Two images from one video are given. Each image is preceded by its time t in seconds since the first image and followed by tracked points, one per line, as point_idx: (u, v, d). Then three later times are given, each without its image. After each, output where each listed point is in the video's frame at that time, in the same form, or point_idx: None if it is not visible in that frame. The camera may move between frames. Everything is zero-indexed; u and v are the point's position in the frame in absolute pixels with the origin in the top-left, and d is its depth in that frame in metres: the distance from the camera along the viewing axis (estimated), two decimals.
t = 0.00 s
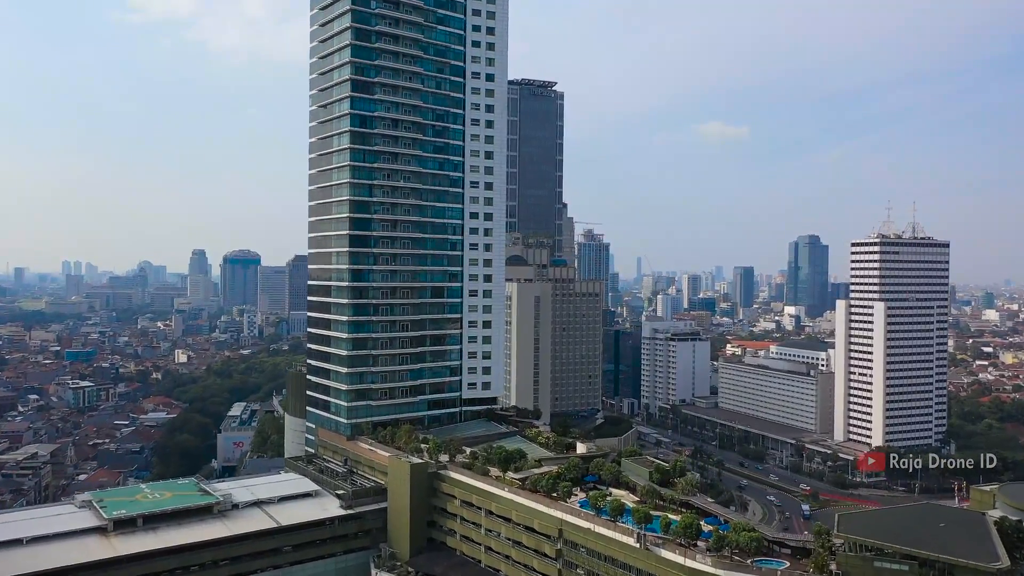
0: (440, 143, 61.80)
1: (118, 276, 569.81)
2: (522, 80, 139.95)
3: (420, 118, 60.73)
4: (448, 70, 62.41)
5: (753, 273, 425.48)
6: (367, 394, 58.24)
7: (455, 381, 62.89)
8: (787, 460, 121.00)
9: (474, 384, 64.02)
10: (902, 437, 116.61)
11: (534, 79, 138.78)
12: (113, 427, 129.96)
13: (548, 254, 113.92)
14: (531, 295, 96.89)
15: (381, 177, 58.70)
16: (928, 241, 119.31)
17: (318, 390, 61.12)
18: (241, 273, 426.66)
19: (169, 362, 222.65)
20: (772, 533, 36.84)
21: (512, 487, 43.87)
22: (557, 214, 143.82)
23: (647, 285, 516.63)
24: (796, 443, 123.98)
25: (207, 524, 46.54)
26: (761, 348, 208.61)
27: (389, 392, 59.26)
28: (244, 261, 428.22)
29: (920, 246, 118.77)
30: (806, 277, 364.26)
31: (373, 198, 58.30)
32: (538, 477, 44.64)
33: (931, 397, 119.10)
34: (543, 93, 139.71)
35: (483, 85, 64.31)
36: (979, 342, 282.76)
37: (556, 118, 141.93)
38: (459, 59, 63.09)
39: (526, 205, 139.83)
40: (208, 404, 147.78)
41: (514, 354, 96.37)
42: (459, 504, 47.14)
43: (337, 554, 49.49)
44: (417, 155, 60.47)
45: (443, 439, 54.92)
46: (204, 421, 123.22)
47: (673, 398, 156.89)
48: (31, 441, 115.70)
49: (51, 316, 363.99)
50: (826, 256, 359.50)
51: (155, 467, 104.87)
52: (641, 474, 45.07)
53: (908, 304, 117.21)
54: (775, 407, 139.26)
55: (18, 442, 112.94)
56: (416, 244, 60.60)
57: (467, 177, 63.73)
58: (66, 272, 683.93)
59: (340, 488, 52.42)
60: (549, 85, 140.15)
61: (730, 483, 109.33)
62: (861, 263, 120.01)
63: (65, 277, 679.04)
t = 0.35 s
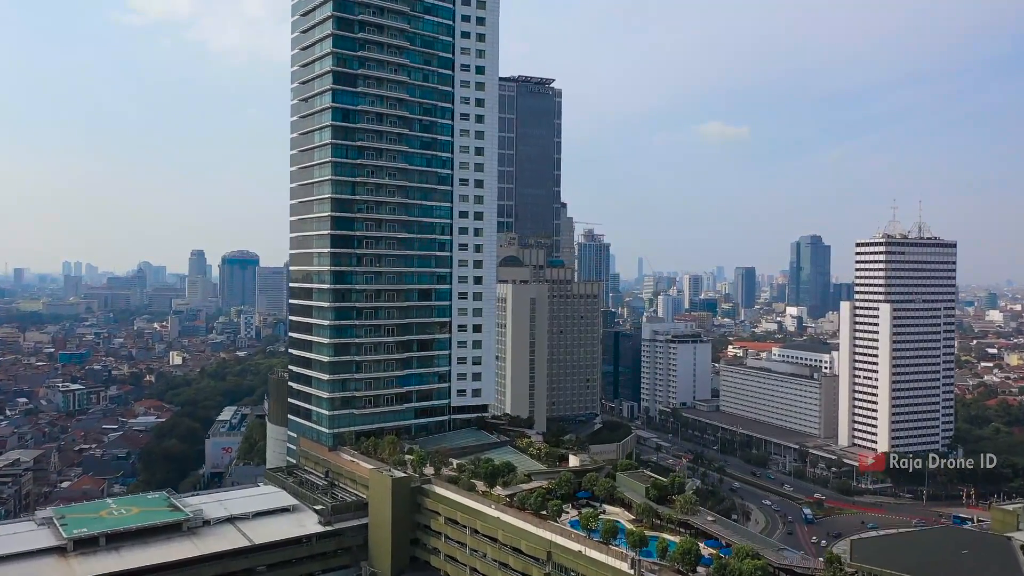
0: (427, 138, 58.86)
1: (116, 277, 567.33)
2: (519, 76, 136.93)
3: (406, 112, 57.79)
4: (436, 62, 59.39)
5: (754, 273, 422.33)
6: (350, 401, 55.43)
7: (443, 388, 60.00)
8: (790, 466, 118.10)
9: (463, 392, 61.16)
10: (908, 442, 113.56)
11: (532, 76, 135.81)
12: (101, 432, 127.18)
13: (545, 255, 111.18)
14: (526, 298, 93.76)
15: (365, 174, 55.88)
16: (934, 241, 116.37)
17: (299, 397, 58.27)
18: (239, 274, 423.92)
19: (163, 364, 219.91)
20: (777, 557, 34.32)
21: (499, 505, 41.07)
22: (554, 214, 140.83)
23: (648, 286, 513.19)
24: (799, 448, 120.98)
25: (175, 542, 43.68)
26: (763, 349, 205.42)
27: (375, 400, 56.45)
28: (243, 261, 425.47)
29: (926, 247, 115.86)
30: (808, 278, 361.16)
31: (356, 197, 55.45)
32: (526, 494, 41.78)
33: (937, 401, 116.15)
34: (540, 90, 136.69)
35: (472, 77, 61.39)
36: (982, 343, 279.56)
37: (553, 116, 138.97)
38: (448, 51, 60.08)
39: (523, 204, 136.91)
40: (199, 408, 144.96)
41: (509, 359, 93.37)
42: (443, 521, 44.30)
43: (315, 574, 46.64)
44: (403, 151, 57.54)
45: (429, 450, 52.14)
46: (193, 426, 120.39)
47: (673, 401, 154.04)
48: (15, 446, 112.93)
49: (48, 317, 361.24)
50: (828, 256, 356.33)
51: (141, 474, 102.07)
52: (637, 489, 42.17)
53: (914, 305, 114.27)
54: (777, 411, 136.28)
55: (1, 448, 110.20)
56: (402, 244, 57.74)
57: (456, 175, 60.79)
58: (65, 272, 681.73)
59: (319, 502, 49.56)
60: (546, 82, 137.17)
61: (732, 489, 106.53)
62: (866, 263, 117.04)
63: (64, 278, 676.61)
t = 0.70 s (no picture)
0: (412, 133, 56.01)
1: (116, 277, 565.03)
2: (516, 73, 134.14)
3: (390, 105, 54.90)
4: (421, 52, 56.46)
5: (757, 273, 418.74)
6: (330, 410, 52.60)
7: (429, 395, 57.17)
8: (793, 472, 115.25)
9: (451, 399, 58.42)
10: (914, 447, 110.55)
11: (529, 72, 133.02)
12: (89, 436, 124.45)
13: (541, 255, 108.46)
14: (521, 300, 90.95)
15: (345, 170, 53.07)
16: (941, 242, 113.43)
17: (277, 405, 55.39)
18: (238, 274, 421.23)
19: (158, 366, 217.18)
20: None
21: (481, 524, 38.20)
22: (552, 213, 138.00)
23: (650, 286, 509.98)
24: (802, 453, 118.07)
25: (136, 563, 40.85)
26: (766, 351, 202.37)
27: (356, 408, 53.60)
28: (241, 262, 422.75)
29: (932, 247, 112.89)
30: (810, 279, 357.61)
31: (335, 194, 52.61)
32: (510, 512, 38.88)
33: (944, 405, 113.19)
34: (536, 87, 133.81)
35: (460, 69, 58.62)
36: (988, 345, 275.86)
37: (550, 113, 136.01)
38: (434, 41, 57.19)
39: (520, 203, 133.96)
40: (190, 412, 142.22)
41: (502, 362, 90.58)
42: (423, 541, 41.44)
43: None
44: (385, 146, 54.64)
45: (412, 462, 49.27)
46: (182, 431, 117.64)
47: (674, 404, 151.23)
48: None
49: (45, 318, 358.78)
50: (831, 256, 352.79)
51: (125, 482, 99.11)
52: (630, 508, 39.25)
53: (920, 307, 111.24)
54: (780, 415, 133.37)
55: None
56: (385, 244, 54.80)
57: (442, 171, 57.96)
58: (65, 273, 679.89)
59: (293, 519, 46.64)
60: (544, 78, 134.37)
61: (734, 496, 103.57)
62: (871, 264, 114.01)
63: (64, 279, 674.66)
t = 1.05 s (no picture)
0: (393, 127, 53.03)
1: (114, 278, 562.73)
2: (511, 69, 131.33)
3: (369, 98, 51.97)
4: (402, 42, 53.47)
5: (758, 274, 415.67)
6: (304, 420, 49.74)
7: (411, 404, 54.23)
8: (795, 477, 112.30)
9: (434, 408, 55.37)
10: (919, 453, 107.39)
11: (524, 68, 130.24)
12: (74, 440, 121.69)
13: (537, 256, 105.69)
14: (513, 301, 87.89)
15: (321, 166, 50.23)
16: (946, 241, 110.51)
17: (251, 414, 52.53)
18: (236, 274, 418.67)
19: (152, 367, 214.50)
20: None
21: (458, 547, 35.40)
22: (548, 213, 135.20)
23: (650, 286, 507.06)
24: (804, 458, 115.10)
25: None
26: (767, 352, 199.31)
27: (332, 417, 50.70)
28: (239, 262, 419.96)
29: (938, 247, 109.97)
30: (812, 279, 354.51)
31: (311, 191, 49.80)
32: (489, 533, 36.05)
33: (950, 409, 110.04)
34: (532, 83, 130.98)
35: (444, 60, 55.56)
36: (991, 345, 272.61)
37: (547, 110, 133.19)
38: (417, 30, 54.20)
39: (515, 202, 131.10)
40: (180, 415, 139.42)
41: (495, 366, 87.66)
42: (397, 563, 38.64)
43: None
44: (364, 141, 51.73)
45: (389, 477, 46.36)
46: (169, 435, 114.83)
47: (673, 407, 148.38)
48: None
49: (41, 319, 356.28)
50: (832, 256, 349.70)
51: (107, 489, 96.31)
52: (619, 529, 36.39)
53: (925, 308, 108.32)
54: (781, 418, 130.41)
55: None
56: (364, 244, 51.97)
57: (425, 167, 54.86)
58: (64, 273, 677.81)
59: (262, 536, 43.82)
60: (540, 75, 131.58)
61: (734, 503, 100.65)
62: (875, 265, 111.11)
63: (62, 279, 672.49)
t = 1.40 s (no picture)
0: (371, 121, 50.22)
1: (113, 279, 560.42)
2: (506, 65, 128.39)
3: (345, 89, 49.15)
4: (381, 31, 50.65)
5: (759, 274, 412.48)
6: (276, 431, 46.93)
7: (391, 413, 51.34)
8: (796, 484, 109.37)
9: (416, 416, 52.46)
10: (924, 459, 104.41)
11: (519, 65, 127.42)
12: (59, 445, 118.99)
13: (531, 256, 102.89)
14: (505, 303, 85.06)
15: (293, 161, 47.47)
16: (952, 241, 107.61)
17: (221, 424, 49.73)
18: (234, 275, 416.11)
19: (145, 369, 211.81)
20: None
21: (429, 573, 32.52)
22: (544, 212, 132.47)
23: (651, 287, 504.20)
24: (806, 463, 112.17)
25: None
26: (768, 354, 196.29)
27: (305, 427, 47.86)
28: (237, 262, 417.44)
29: (943, 247, 107.09)
30: (813, 279, 351.40)
31: (282, 188, 47.04)
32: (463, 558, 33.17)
33: (956, 413, 107.09)
34: (527, 80, 128.12)
35: (427, 50, 52.73)
36: (995, 346, 269.32)
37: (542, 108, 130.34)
38: (397, 18, 51.36)
39: (510, 201, 128.31)
40: (169, 419, 136.66)
41: (486, 370, 84.94)
42: None
43: None
44: (339, 135, 48.94)
45: (363, 492, 43.50)
46: (155, 440, 112.12)
47: (672, 411, 145.53)
48: None
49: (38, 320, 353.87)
50: (834, 256, 346.57)
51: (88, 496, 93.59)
52: (604, 554, 33.55)
53: (930, 309, 105.42)
54: (783, 422, 127.47)
55: None
56: (340, 244, 49.14)
57: (406, 163, 51.97)
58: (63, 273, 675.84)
59: (226, 557, 41.05)
60: (536, 71, 128.61)
61: (733, 510, 97.82)
62: (878, 265, 108.27)
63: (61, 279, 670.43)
